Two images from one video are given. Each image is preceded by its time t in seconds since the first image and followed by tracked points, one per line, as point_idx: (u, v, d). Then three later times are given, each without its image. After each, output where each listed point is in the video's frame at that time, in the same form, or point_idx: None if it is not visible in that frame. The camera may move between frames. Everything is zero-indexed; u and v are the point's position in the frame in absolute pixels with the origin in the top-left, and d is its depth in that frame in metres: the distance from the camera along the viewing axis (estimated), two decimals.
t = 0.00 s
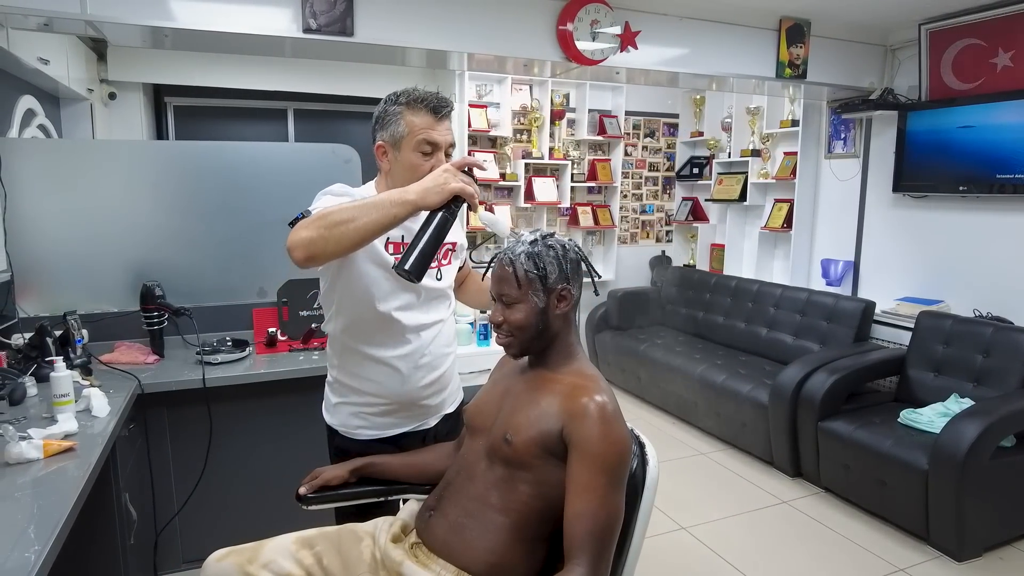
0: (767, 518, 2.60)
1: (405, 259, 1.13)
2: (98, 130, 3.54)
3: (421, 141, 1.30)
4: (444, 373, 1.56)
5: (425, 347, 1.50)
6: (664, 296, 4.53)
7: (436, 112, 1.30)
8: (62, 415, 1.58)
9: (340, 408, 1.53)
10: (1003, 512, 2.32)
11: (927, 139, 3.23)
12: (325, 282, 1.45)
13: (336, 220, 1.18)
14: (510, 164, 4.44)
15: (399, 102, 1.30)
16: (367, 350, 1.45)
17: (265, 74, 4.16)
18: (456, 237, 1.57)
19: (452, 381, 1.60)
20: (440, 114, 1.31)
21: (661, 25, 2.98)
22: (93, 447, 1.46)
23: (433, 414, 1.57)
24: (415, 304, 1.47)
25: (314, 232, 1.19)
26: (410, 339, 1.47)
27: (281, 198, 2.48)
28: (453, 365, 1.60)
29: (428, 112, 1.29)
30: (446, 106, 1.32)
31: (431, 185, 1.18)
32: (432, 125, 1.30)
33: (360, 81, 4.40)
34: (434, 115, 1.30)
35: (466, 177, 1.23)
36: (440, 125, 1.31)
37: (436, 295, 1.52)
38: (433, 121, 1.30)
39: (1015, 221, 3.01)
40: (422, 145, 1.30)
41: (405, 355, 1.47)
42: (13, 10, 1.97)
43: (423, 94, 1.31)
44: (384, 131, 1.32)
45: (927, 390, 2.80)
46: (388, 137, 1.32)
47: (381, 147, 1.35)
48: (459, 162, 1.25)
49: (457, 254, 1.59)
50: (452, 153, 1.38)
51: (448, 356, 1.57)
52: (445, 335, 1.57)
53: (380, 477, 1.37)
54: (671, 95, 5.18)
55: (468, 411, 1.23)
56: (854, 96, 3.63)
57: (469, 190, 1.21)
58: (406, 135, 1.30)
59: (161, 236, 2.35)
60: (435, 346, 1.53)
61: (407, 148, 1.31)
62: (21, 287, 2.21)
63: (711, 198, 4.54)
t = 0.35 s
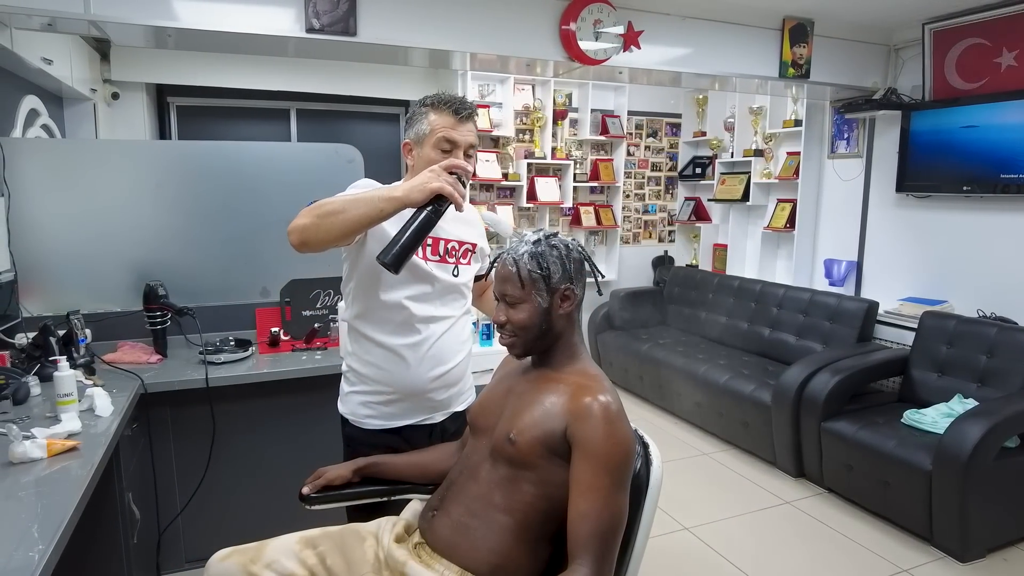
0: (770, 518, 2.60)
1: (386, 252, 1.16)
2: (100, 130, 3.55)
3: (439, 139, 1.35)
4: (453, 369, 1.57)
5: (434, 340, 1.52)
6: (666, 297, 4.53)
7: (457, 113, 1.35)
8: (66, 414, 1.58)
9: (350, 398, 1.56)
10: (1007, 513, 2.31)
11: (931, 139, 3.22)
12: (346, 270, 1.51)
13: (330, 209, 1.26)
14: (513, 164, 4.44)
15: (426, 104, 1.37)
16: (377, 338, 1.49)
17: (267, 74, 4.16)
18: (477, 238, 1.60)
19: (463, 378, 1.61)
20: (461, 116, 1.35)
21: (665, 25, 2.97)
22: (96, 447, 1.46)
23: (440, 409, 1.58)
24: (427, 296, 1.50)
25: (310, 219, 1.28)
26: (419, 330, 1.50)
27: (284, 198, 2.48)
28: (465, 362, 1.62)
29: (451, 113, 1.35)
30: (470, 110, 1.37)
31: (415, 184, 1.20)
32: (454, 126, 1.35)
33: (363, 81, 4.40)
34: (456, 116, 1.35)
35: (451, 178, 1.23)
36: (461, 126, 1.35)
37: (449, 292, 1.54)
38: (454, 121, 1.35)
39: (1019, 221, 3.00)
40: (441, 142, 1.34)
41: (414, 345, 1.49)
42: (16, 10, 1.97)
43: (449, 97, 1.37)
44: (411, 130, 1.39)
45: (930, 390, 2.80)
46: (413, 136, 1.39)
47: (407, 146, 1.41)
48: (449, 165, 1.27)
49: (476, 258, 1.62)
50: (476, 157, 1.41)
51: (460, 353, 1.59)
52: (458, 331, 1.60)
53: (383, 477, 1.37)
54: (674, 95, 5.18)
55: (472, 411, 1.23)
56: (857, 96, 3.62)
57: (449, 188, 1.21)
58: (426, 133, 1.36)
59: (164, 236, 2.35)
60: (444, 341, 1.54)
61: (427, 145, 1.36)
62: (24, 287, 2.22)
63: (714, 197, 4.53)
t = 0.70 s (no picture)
0: (772, 518, 2.59)
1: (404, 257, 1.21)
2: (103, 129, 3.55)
3: (446, 143, 1.36)
4: (456, 366, 1.57)
5: (438, 335, 1.53)
6: (668, 296, 4.53)
7: (465, 117, 1.36)
8: (68, 414, 1.58)
9: (357, 388, 1.59)
10: (1010, 513, 2.31)
11: (933, 139, 3.22)
12: (360, 264, 1.54)
13: (345, 213, 1.30)
14: (515, 164, 4.44)
15: (437, 108, 1.39)
16: (382, 329, 1.52)
17: (269, 74, 4.16)
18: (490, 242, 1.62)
19: (468, 376, 1.61)
20: (469, 119, 1.36)
21: (666, 24, 2.97)
22: (98, 446, 1.47)
23: (441, 405, 1.58)
24: (433, 293, 1.52)
25: (328, 223, 1.33)
26: (422, 324, 1.51)
27: (286, 198, 2.48)
28: (471, 361, 1.62)
29: (459, 116, 1.36)
30: (479, 113, 1.38)
31: (423, 187, 1.22)
32: (461, 129, 1.36)
33: (365, 81, 4.40)
34: (463, 120, 1.36)
35: (455, 178, 1.22)
36: (469, 129, 1.36)
37: (456, 291, 1.55)
38: (461, 124, 1.36)
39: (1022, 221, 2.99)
40: (448, 145, 1.36)
41: (416, 339, 1.51)
42: (19, 10, 1.97)
43: (458, 102, 1.38)
44: (423, 133, 1.42)
45: (932, 390, 2.79)
46: (424, 140, 1.41)
47: (419, 149, 1.44)
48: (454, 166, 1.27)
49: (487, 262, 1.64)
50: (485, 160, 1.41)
51: (466, 350, 1.59)
52: (465, 329, 1.60)
53: (385, 476, 1.37)
54: (676, 95, 5.18)
55: (473, 409, 1.23)
56: (859, 96, 3.62)
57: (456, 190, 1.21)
58: (435, 137, 1.38)
59: (166, 236, 2.36)
60: (448, 337, 1.55)
61: (436, 148, 1.38)
62: (27, 287, 2.22)
63: (716, 197, 4.53)
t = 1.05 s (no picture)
0: (774, 518, 2.59)
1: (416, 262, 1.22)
2: (105, 129, 3.56)
3: (452, 144, 1.36)
4: (454, 364, 1.57)
5: (438, 331, 1.54)
6: (670, 296, 4.52)
7: (471, 118, 1.36)
8: (70, 412, 1.58)
9: (360, 380, 1.62)
10: (1012, 514, 2.30)
11: (935, 138, 3.22)
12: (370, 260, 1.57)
13: (356, 217, 1.32)
14: (516, 164, 4.44)
15: (444, 109, 1.39)
16: (384, 322, 1.55)
17: (271, 74, 4.17)
18: (498, 244, 1.62)
19: (468, 374, 1.61)
20: (476, 120, 1.36)
21: (668, 24, 2.97)
22: (101, 445, 1.47)
23: (438, 401, 1.58)
24: (435, 290, 1.53)
25: (341, 227, 1.35)
26: (422, 320, 1.53)
27: (288, 198, 2.49)
28: (472, 360, 1.62)
29: (466, 117, 1.36)
30: (486, 114, 1.38)
31: (430, 193, 1.22)
32: (467, 130, 1.36)
33: (367, 81, 4.41)
34: (470, 121, 1.36)
35: (461, 182, 1.22)
36: (475, 130, 1.36)
37: (461, 290, 1.56)
38: (467, 125, 1.36)
39: None
40: (454, 146, 1.36)
41: (416, 333, 1.53)
42: (22, 10, 1.97)
43: (465, 103, 1.38)
44: (432, 134, 1.43)
45: (934, 390, 2.79)
46: (434, 141, 1.42)
47: (428, 150, 1.45)
48: (458, 169, 1.27)
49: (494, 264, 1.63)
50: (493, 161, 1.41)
51: (467, 349, 1.59)
52: (467, 328, 1.60)
53: (387, 475, 1.37)
54: (678, 95, 5.17)
55: (474, 408, 1.23)
56: (861, 96, 3.61)
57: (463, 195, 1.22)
58: (442, 138, 1.38)
59: (168, 236, 2.36)
60: (448, 334, 1.56)
61: (443, 149, 1.38)
62: (29, 286, 2.23)
63: (717, 197, 4.53)
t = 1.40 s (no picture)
0: (775, 518, 2.59)
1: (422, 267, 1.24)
2: (107, 129, 3.56)
3: (457, 145, 1.37)
4: (457, 363, 1.57)
5: (442, 330, 1.55)
6: (671, 296, 4.52)
7: (476, 119, 1.36)
8: (72, 412, 1.59)
9: (363, 377, 1.62)
10: (1014, 514, 2.30)
11: (937, 138, 3.21)
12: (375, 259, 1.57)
13: (363, 220, 1.32)
14: (518, 164, 4.44)
15: (450, 110, 1.40)
16: (389, 320, 1.55)
17: (273, 75, 4.17)
18: (503, 245, 1.62)
19: (471, 375, 1.61)
20: (481, 121, 1.37)
21: (669, 24, 2.97)
22: (103, 444, 1.48)
23: (440, 400, 1.58)
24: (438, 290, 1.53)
25: (347, 230, 1.35)
26: (425, 319, 1.53)
27: (290, 198, 2.49)
28: (475, 360, 1.61)
29: (471, 118, 1.37)
30: (491, 116, 1.38)
31: (435, 198, 1.22)
32: (472, 131, 1.36)
33: (368, 82, 4.41)
34: (474, 122, 1.36)
35: (466, 187, 1.22)
36: (480, 131, 1.36)
37: (466, 290, 1.56)
38: (472, 126, 1.36)
39: None
40: (458, 147, 1.36)
41: (420, 331, 1.53)
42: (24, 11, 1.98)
43: (471, 104, 1.39)
44: (438, 135, 1.43)
45: (936, 390, 2.79)
46: (439, 141, 1.42)
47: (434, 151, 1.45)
48: (462, 173, 1.26)
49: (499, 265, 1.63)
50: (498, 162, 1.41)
51: (470, 349, 1.59)
52: (471, 328, 1.60)
53: (388, 475, 1.37)
54: (679, 95, 5.17)
55: (476, 408, 1.23)
56: (863, 96, 3.61)
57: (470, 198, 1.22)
58: (447, 138, 1.39)
59: (170, 236, 2.36)
60: (450, 334, 1.56)
61: (448, 149, 1.39)
62: (31, 286, 2.23)
63: (719, 197, 4.53)
